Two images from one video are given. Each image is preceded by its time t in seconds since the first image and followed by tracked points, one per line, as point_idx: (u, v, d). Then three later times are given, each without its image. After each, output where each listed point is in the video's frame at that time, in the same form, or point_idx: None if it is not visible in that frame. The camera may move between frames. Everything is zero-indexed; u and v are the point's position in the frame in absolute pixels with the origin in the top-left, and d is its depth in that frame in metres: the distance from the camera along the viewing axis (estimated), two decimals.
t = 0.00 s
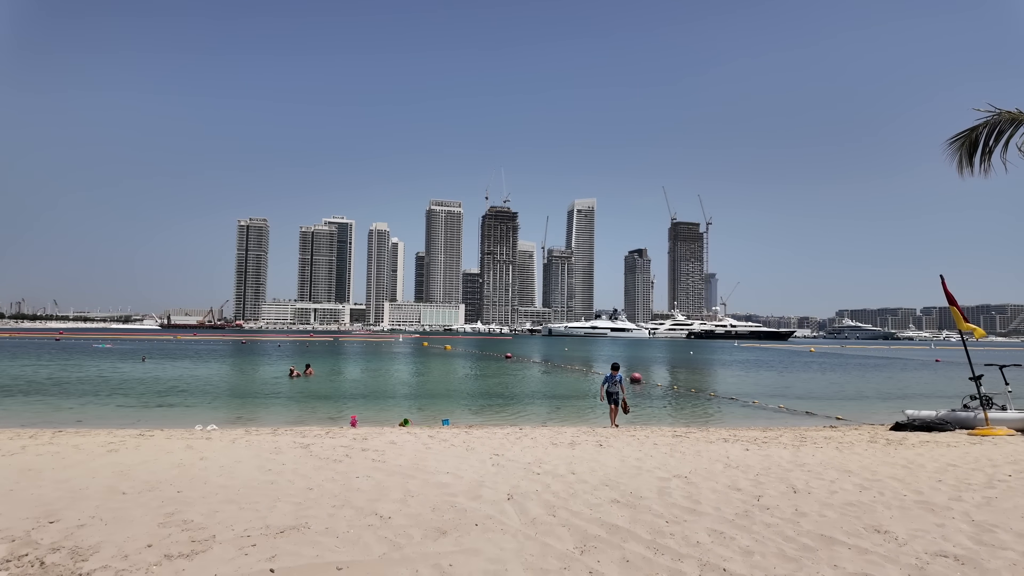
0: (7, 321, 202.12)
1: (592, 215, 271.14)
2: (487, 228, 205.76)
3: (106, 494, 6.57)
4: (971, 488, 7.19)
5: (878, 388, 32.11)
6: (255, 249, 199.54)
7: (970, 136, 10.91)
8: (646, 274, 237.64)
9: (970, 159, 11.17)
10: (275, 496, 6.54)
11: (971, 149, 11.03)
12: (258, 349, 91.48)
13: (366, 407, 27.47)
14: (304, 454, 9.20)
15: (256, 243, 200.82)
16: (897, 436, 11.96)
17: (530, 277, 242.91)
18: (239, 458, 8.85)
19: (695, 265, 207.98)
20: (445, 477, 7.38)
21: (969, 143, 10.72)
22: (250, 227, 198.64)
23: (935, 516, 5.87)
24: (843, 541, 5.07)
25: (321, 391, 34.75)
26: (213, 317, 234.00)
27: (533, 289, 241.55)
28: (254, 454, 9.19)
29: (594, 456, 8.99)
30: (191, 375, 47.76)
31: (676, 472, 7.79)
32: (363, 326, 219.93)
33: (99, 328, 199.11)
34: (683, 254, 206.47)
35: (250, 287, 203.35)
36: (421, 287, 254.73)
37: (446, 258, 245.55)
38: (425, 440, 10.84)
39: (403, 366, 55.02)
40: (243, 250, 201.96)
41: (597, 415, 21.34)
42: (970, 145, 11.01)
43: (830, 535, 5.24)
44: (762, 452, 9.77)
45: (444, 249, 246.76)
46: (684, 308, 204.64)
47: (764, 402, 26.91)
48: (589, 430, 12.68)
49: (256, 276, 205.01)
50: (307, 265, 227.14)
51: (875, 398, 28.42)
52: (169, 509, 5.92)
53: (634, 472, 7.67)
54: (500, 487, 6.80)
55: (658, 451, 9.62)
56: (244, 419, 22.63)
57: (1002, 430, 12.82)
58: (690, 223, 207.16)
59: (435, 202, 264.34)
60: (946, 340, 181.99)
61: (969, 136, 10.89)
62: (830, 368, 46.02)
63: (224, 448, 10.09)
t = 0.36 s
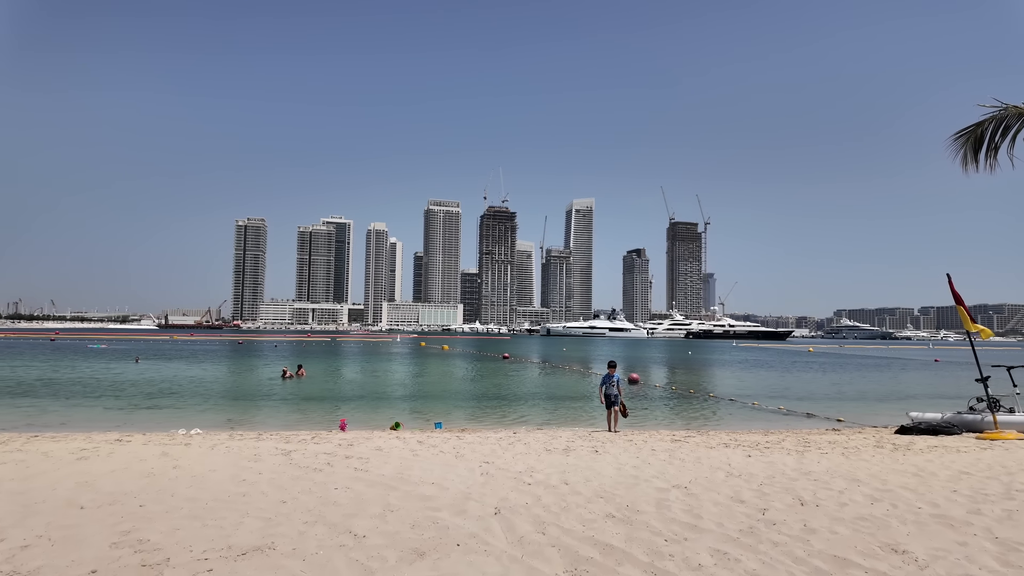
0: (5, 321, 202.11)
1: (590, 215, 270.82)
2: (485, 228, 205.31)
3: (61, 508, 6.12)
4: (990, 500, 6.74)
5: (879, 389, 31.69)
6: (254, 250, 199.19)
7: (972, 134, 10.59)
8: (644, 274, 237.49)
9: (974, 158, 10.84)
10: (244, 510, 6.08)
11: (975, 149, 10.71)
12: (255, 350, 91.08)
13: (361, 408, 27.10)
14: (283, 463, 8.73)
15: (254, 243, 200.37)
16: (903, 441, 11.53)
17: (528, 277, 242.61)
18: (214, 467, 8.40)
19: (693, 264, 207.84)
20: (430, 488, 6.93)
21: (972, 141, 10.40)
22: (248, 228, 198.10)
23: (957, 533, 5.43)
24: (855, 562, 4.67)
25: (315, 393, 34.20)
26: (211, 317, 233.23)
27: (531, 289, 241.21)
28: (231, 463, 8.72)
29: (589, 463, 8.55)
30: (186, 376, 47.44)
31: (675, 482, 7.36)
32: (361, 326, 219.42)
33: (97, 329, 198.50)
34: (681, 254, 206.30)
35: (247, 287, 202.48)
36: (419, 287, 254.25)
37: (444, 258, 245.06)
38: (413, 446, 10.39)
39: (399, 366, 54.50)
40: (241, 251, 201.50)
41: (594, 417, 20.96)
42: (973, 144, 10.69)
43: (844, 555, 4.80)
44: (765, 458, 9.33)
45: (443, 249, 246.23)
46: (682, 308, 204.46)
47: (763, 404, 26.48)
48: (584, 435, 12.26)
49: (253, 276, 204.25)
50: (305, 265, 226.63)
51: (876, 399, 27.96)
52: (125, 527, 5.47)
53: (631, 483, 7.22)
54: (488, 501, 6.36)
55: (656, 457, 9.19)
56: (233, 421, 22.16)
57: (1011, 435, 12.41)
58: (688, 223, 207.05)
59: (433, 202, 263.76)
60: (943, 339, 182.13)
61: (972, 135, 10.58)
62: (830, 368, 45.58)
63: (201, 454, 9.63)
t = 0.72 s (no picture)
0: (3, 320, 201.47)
1: (589, 215, 270.43)
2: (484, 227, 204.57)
3: (29, 515, 5.73)
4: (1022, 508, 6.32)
5: (882, 390, 31.27)
6: (252, 249, 198.57)
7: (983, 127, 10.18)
8: (642, 274, 237.08)
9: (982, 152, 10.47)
10: (223, 519, 5.65)
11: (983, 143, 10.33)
12: (253, 350, 90.57)
13: (357, 408, 26.64)
14: (271, 466, 8.31)
15: (253, 243, 199.75)
16: (916, 443, 11.12)
17: (527, 277, 242.22)
18: (197, 471, 7.95)
19: (692, 265, 207.52)
20: (423, 494, 6.53)
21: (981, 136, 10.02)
22: (246, 227, 197.44)
23: (992, 546, 5.03)
24: None
25: (312, 393, 33.71)
26: (209, 316, 232.58)
27: (530, 288, 240.80)
28: (216, 466, 8.29)
29: (592, 467, 8.16)
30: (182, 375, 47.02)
31: (684, 487, 6.97)
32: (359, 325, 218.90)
33: (95, 328, 197.77)
34: (681, 254, 206.02)
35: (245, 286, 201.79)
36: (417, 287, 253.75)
37: (443, 258, 244.52)
38: (409, 448, 9.97)
39: (397, 366, 54.07)
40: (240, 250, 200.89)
41: (594, 418, 20.53)
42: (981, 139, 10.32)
43: (874, 571, 4.42)
44: (775, 461, 8.93)
45: (442, 249, 245.68)
46: (681, 308, 204.14)
47: (765, 404, 26.04)
48: (586, 436, 11.87)
49: (252, 275, 203.55)
50: (304, 265, 226.07)
51: (880, 399, 27.54)
52: (93, 539, 5.06)
53: (637, 488, 6.84)
54: (486, 508, 5.95)
55: (662, 461, 8.77)
56: (225, 422, 21.68)
57: None
58: (688, 223, 206.77)
59: (432, 202, 263.18)
60: (942, 339, 182.37)
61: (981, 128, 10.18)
62: (832, 369, 45.15)
63: (186, 456, 9.21)
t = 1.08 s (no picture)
0: None
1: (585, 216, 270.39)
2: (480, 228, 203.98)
3: None
4: None
5: (880, 391, 31.05)
6: (248, 250, 197.51)
7: (991, 126, 9.75)
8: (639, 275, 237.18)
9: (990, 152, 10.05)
10: (194, 540, 5.19)
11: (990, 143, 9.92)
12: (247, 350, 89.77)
13: (349, 411, 26.08)
14: (252, 478, 7.82)
15: (247, 243, 198.58)
16: (927, 450, 10.72)
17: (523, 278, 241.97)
18: (173, 482, 7.47)
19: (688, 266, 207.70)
20: (413, 510, 6.09)
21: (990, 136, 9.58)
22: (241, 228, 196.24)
23: None
24: None
25: (305, 395, 33.23)
26: (204, 317, 231.43)
27: (526, 289, 240.49)
28: (193, 478, 7.79)
29: (593, 478, 7.73)
30: (173, 376, 46.34)
31: (691, 501, 6.56)
32: (355, 326, 218.07)
33: (88, 329, 196.26)
34: (677, 255, 206.14)
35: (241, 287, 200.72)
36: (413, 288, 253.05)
37: (440, 258, 243.92)
38: (400, 457, 9.52)
39: (393, 367, 53.62)
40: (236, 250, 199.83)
41: (590, 421, 20.08)
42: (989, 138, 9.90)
43: None
44: (784, 470, 8.53)
45: (438, 250, 245.05)
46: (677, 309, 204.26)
47: (764, 406, 25.72)
48: (584, 443, 11.42)
49: (247, 275, 202.47)
50: (299, 265, 224.92)
51: (879, 402, 27.26)
52: (46, 567, 4.60)
53: (641, 503, 6.42)
54: (480, 528, 5.50)
55: (666, 471, 8.35)
56: (215, 425, 21.22)
57: None
58: (684, 224, 206.95)
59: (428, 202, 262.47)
60: (936, 340, 183.07)
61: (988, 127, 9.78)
62: (830, 370, 44.99)
63: (163, 466, 8.74)
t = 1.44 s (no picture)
0: None
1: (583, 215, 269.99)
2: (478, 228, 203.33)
3: None
4: None
5: (880, 391, 30.75)
6: (245, 249, 196.57)
7: (997, 118, 9.34)
8: (636, 275, 237.01)
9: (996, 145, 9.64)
10: (162, 551, 4.79)
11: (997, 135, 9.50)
12: (244, 350, 89.15)
13: (342, 411, 25.62)
14: (233, 481, 7.40)
15: (244, 242, 197.70)
16: (939, 451, 10.32)
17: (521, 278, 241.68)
18: (148, 486, 7.04)
19: (685, 266, 207.55)
20: (401, 517, 5.69)
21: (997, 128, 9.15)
22: (239, 227, 195.31)
23: None
24: None
25: (299, 395, 32.78)
26: (202, 317, 230.54)
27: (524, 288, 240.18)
28: (171, 481, 7.36)
29: (594, 481, 7.34)
30: (168, 376, 45.83)
31: (698, 507, 6.19)
32: (352, 325, 217.38)
33: (83, 328, 195.13)
34: (674, 255, 206.01)
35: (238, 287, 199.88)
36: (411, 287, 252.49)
37: (437, 258, 243.43)
38: (391, 458, 9.10)
39: (390, 367, 53.15)
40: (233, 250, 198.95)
41: (588, 421, 19.65)
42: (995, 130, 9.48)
43: None
44: (792, 472, 8.17)
45: (436, 249, 244.42)
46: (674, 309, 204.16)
47: (765, 406, 25.35)
48: (583, 444, 11.03)
49: (244, 275, 201.55)
50: (296, 265, 224.10)
51: (880, 401, 26.90)
52: None
53: (646, 509, 6.04)
54: (473, 537, 5.10)
55: (670, 474, 7.97)
56: (207, 426, 20.80)
57: None
58: (681, 224, 206.84)
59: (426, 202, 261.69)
60: (933, 340, 183.17)
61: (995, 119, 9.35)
62: (830, 370, 44.69)
63: (140, 467, 8.30)
